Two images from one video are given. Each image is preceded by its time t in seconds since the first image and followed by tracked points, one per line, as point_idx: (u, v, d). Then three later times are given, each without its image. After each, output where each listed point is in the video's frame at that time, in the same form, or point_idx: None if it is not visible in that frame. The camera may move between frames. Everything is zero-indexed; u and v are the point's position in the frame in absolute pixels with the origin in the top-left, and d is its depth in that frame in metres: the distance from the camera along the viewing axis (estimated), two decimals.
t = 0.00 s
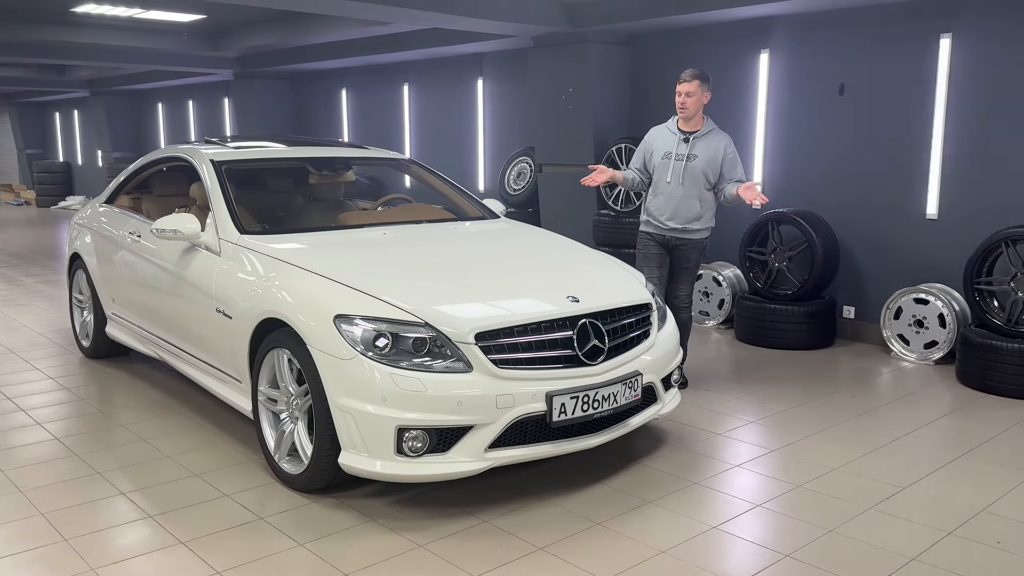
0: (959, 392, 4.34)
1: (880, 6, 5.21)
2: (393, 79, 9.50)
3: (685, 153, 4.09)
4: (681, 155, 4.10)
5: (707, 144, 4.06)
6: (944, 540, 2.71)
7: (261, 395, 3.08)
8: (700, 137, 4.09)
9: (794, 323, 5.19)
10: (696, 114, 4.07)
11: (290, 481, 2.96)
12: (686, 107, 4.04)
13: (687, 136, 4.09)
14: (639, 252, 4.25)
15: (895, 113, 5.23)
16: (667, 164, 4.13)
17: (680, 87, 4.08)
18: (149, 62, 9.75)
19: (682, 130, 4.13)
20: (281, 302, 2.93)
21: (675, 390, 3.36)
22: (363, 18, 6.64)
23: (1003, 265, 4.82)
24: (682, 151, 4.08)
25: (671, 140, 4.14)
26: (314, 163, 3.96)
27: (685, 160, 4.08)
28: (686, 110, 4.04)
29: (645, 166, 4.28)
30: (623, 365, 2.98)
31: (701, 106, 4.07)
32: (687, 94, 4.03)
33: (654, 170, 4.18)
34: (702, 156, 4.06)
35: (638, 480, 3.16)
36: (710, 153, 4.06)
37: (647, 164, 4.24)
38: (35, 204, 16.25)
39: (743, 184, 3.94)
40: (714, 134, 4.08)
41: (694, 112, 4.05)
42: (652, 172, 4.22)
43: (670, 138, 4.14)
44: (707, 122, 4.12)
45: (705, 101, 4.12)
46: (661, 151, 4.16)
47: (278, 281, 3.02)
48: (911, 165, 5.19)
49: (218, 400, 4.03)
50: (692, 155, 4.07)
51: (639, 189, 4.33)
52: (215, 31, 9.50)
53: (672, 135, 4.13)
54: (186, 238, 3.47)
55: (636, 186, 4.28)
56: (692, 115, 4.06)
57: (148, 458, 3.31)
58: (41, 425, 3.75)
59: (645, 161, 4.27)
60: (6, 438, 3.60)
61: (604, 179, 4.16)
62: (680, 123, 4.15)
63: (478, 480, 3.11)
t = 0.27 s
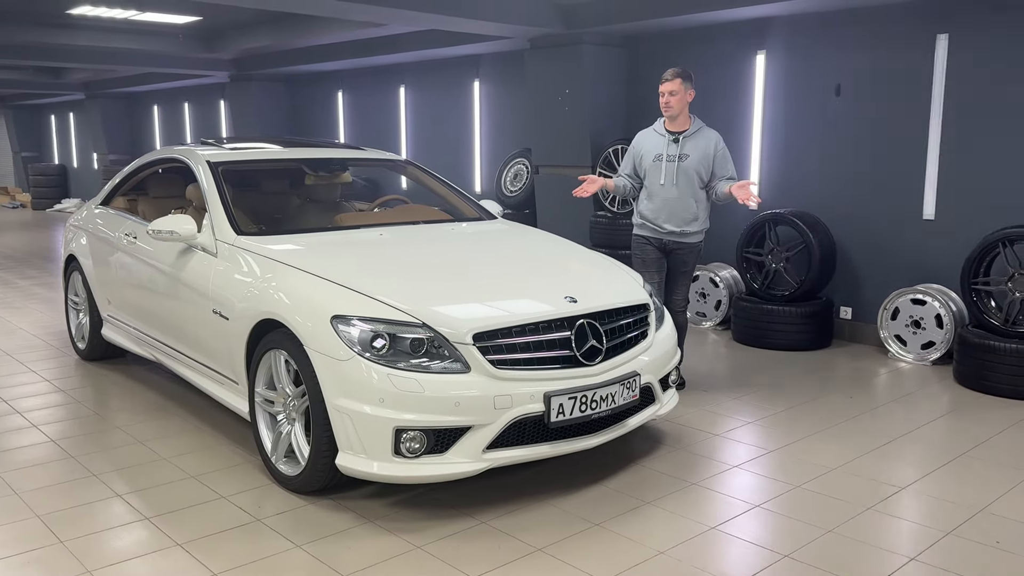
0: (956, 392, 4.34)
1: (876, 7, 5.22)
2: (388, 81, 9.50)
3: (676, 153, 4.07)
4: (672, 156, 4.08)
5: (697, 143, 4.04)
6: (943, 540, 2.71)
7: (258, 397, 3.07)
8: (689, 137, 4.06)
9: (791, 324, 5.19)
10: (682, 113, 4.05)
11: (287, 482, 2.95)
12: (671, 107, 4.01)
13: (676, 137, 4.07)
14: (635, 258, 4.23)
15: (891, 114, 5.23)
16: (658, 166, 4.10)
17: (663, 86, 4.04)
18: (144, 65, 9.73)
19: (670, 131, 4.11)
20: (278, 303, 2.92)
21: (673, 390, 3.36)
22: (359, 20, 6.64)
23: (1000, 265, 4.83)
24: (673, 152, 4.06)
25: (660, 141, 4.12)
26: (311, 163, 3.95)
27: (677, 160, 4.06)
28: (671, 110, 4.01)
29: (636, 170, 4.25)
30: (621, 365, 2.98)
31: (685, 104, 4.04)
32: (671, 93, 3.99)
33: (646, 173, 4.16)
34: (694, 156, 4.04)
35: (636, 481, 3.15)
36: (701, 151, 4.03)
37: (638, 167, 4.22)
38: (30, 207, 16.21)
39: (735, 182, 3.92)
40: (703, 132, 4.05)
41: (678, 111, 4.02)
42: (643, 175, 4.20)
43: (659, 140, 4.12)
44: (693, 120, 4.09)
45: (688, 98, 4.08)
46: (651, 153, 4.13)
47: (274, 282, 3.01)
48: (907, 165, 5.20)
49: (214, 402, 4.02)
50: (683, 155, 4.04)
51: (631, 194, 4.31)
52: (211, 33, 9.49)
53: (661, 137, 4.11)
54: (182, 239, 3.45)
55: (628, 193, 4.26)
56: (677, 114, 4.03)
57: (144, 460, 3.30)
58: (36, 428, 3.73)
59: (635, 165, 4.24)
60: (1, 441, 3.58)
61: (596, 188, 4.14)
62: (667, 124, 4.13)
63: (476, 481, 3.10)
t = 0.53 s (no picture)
0: (956, 392, 4.35)
1: (873, 7, 5.23)
2: (385, 83, 9.49)
3: (669, 150, 4.05)
4: (666, 153, 4.06)
5: (689, 138, 4.03)
6: (948, 538, 2.71)
7: (259, 398, 3.06)
8: (680, 133, 4.05)
9: (790, 324, 5.19)
10: (670, 110, 4.02)
11: (289, 484, 2.93)
12: (660, 104, 3.98)
13: (668, 134, 4.05)
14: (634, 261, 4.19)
15: (889, 114, 5.25)
16: (653, 165, 4.08)
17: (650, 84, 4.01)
18: (140, 67, 9.71)
19: (660, 128, 4.09)
20: (279, 304, 2.91)
21: (675, 390, 3.35)
22: (356, 22, 6.64)
23: (999, 264, 4.84)
24: (666, 149, 4.03)
25: (652, 140, 4.09)
26: (310, 164, 3.95)
27: (671, 157, 4.04)
28: (660, 108, 3.99)
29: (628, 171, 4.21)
30: (624, 365, 2.97)
31: (673, 100, 4.02)
32: (659, 90, 3.96)
33: (640, 173, 4.13)
34: (687, 151, 4.02)
35: (639, 481, 3.15)
36: (694, 146, 4.02)
37: (631, 168, 4.18)
38: (24, 211, 16.15)
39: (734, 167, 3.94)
40: (693, 127, 4.04)
41: (667, 108, 3.99)
42: (637, 176, 4.17)
43: (650, 139, 4.09)
44: (682, 115, 4.08)
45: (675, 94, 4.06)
46: (644, 152, 4.10)
47: (275, 282, 2.99)
48: (905, 165, 5.21)
49: (214, 404, 4.00)
50: (677, 151, 4.03)
51: (624, 197, 4.27)
52: (206, 35, 9.47)
53: (652, 136, 4.08)
54: (182, 240, 3.44)
55: (622, 195, 4.22)
56: (666, 112, 4.01)
57: (144, 463, 3.28)
58: (35, 431, 3.71)
59: (626, 166, 4.21)
60: None
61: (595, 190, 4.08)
62: (656, 122, 4.10)
63: (479, 482, 3.09)
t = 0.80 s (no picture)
0: (951, 392, 4.38)
1: (864, 11, 5.27)
2: (377, 88, 9.49)
3: (660, 155, 3.97)
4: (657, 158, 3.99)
5: (679, 141, 3.96)
6: (949, 536, 2.72)
7: (259, 402, 3.05)
8: (670, 137, 3.98)
9: (785, 326, 5.22)
10: (658, 114, 3.96)
11: (291, 488, 2.92)
12: (648, 110, 3.92)
13: (658, 139, 3.98)
14: (634, 268, 4.14)
15: (881, 116, 5.29)
16: (646, 171, 4.01)
17: (636, 91, 3.95)
18: (130, 73, 9.68)
19: (649, 133, 4.02)
20: (279, 307, 2.90)
21: (675, 392, 3.36)
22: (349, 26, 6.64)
23: (991, 265, 4.88)
24: (658, 154, 3.96)
25: (642, 146, 4.02)
26: (307, 168, 3.93)
27: (663, 162, 3.97)
28: (648, 113, 3.93)
29: (620, 179, 4.13)
30: (625, 367, 2.98)
31: (660, 104, 3.96)
32: (647, 95, 3.90)
33: (633, 180, 4.05)
34: (680, 154, 3.96)
35: (641, 482, 3.15)
36: (686, 149, 3.96)
37: (622, 176, 4.10)
38: (11, 217, 16.03)
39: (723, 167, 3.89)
40: (682, 129, 3.98)
41: (655, 113, 3.93)
42: (629, 183, 4.09)
43: (640, 145, 4.02)
44: (670, 119, 4.02)
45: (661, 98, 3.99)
46: (636, 159, 4.02)
47: (275, 286, 2.98)
48: (897, 167, 5.24)
49: (210, 409, 3.97)
50: (669, 155, 3.96)
51: (618, 204, 4.20)
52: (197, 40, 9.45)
53: (642, 142, 4.01)
54: (180, 245, 3.42)
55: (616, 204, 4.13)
56: (654, 117, 3.95)
57: (142, 468, 3.26)
58: (29, 437, 3.67)
59: (618, 174, 4.13)
60: None
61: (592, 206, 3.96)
62: (644, 128, 4.03)
63: (481, 484, 3.08)
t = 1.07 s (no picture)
0: (951, 389, 4.40)
1: (861, 12, 5.30)
2: (374, 91, 9.50)
3: (665, 155, 3.94)
4: (663, 158, 3.95)
5: (685, 141, 3.93)
6: (955, 531, 2.74)
7: (265, 403, 3.05)
8: (675, 136, 3.95)
9: (784, 325, 5.24)
10: (665, 113, 3.94)
11: (298, 489, 2.93)
12: (656, 106, 3.90)
13: (663, 138, 3.94)
14: (640, 270, 4.10)
15: (879, 116, 5.31)
16: (651, 171, 3.97)
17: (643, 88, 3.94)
18: (126, 76, 9.66)
19: (654, 133, 3.98)
20: (285, 308, 2.90)
21: (679, 390, 3.37)
22: (347, 29, 6.65)
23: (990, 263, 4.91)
24: (663, 154, 3.93)
25: (647, 146, 3.98)
26: (308, 170, 3.92)
27: (668, 162, 3.94)
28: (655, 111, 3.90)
29: (624, 179, 4.09)
30: (631, 365, 2.99)
31: (667, 103, 3.94)
32: (654, 93, 3.89)
33: (638, 180, 4.02)
34: (685, 154, 3.92)
35: (646, 481, 3.16)
36: (691, 149, 3.92)
37: (628, 175, 4.06)
38: (5, 222, 15.97)
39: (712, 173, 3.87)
40: (688, 129, 3.94)
41: (662, 111, 3.91)
42: (634, 183, 4.05)
43: (645, 144, 3.98)
44: (676, 119, 3.99)
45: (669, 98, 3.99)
46: (640, 159, 3.99)
47: (280, 287, 2.98)
48: (896, 167, 5.27)
49: (213, 411, 3.97)
50: (674, 155, 3.92)
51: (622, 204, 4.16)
52: (194, 44, 9.45)
53: (647, 141, 3.98)
54: (183, 246, 3.41)
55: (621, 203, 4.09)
56: (661, 115, 3.93)
57: (147, 470, 3.25)
58: (32, 440, 3.67)
59: (622, 174, 4.09)
60: None
61: (607, 205, 3.92)
62: (649, 127, 3.99)
63: (486, 484, 3.09)
